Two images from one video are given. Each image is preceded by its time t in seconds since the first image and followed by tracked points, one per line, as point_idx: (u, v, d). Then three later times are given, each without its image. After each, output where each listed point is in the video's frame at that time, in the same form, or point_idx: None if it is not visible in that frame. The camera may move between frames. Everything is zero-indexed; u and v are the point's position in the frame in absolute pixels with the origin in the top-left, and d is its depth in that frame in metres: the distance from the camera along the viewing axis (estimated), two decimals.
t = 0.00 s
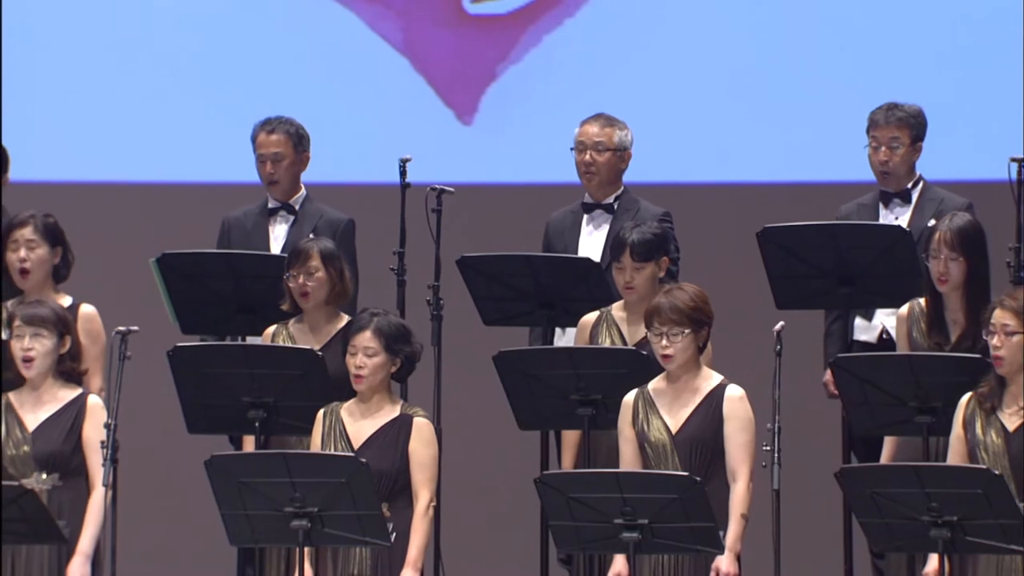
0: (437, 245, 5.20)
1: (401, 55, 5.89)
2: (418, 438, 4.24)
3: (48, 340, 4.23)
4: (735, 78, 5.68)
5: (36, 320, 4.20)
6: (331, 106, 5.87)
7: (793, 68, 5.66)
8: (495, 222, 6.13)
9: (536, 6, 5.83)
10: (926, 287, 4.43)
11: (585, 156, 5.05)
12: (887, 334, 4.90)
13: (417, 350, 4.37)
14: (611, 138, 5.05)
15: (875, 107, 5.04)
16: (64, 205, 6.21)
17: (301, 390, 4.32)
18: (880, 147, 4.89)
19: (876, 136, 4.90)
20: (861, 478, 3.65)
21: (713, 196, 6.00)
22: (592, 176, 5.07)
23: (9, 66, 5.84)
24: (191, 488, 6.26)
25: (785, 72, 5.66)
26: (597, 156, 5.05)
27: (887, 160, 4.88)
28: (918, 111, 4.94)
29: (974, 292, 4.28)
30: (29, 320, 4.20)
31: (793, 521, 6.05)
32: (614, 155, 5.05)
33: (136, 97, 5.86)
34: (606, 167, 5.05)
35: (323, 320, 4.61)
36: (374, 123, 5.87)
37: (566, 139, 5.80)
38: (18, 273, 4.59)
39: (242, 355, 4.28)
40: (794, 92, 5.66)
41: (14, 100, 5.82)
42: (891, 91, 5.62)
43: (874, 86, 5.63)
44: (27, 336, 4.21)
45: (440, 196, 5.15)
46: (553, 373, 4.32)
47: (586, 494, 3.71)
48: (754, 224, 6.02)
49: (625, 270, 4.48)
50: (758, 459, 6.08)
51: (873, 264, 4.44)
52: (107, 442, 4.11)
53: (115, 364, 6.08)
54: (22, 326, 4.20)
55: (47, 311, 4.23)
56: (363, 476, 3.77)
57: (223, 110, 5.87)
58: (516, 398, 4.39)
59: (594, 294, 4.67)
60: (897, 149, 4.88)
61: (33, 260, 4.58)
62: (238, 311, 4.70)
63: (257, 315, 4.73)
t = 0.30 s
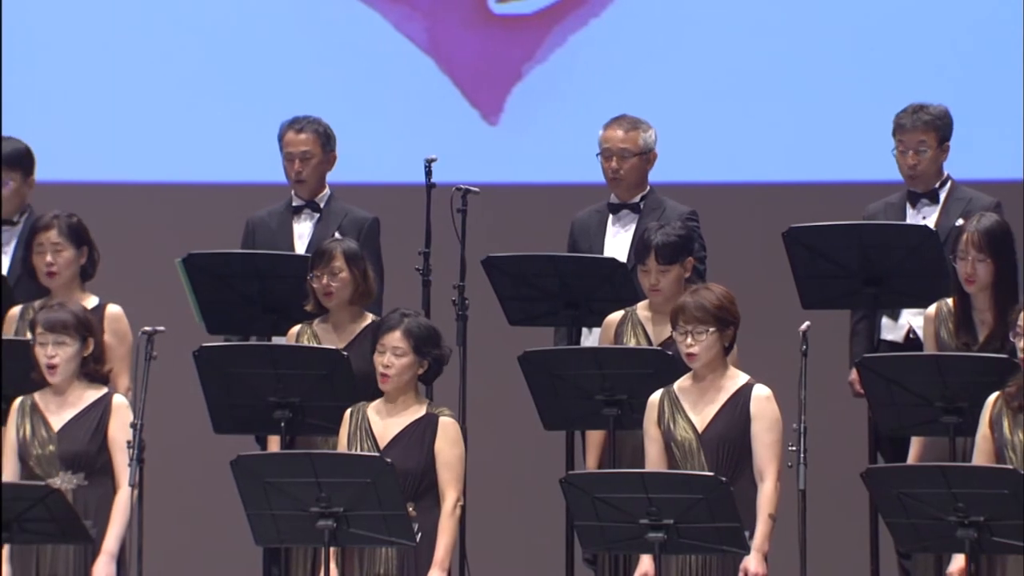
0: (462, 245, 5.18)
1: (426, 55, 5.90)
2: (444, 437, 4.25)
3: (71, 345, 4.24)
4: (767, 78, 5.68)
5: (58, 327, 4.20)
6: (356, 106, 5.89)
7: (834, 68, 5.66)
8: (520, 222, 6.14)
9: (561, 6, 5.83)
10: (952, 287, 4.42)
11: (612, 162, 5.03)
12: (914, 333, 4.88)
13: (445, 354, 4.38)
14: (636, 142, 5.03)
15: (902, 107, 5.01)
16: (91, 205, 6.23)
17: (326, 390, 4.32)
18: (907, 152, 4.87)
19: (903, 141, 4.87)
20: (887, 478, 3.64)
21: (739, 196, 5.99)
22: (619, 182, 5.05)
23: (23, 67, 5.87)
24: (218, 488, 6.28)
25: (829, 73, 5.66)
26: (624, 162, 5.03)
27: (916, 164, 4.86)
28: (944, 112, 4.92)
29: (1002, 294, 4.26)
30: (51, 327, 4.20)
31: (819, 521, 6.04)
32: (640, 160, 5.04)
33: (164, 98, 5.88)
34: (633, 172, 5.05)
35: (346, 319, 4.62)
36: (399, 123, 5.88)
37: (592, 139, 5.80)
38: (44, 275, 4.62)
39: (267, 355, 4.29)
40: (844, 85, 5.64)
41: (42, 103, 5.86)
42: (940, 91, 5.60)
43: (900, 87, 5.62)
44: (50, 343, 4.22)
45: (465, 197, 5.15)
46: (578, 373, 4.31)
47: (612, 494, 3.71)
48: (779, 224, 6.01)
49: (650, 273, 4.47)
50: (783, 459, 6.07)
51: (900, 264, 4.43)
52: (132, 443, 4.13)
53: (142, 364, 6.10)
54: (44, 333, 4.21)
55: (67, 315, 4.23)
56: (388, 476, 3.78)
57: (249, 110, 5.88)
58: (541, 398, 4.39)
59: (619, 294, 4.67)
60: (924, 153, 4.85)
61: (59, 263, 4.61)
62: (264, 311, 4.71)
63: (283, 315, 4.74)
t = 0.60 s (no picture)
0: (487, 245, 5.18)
1: (451, 55, 5.90)
2: (469, 437, 4.26)
3: (96, 345, 4.25)
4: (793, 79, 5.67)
5: (83, 328, 4.22)
6: (381, 106, 5.89)
7: (832, 69, 5.66)
8: (544, 222, 6.13)
9: (586, 6, 5.83)
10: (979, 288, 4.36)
11: (637, 162, 5.02)
12: (940, 334, 4.87)
13: (473, 354, 4.39)
14: (660, 141, 5.03)
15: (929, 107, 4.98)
16: (117, 206, 6.24)
17: (351, 390, 4.33)
18: (933, 154, 4.84)
19: (929, 144, 4.84)
20: (913, 478, 3.63)
21: (764, 196, 5.98)
22: (644, 181, 5.05)
23: (44, 68, 5.89)
24: (242, 487, 6.29)
25: (823, 73, 5.66)
26: (648, 162, 5.02)
27: (942, 167, 4.84)
28: (970, 112, 4.88)
29: None
30: (76, 327, 4.22)
31: (844, 521, 6.02)
32: (664, 159, 5.04)
33: (189, 99, 5.89)
34: (657, 172, 5.04)
35: (370, 319, 4.63)
36: (424, 124, 5.89)
37: (616, 139, 5.80)
38: (70, 275, 4.63)
39: (292, 355, 4.29)
40: (846, 86, 5.63)
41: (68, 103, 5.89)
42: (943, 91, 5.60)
43: (927, 86, 5.61)
44: (75, 343, 4.23)
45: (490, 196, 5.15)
46: (603, 373, 4.31)
47: (636, 494, 3.70)
48: (804, 224, 6.00)
49: (674, 273, 4.46)
50: (808, 459, 6.06)
51: (925, 265, 4.42)
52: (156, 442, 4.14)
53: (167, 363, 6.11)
54: (70, 333, 4.22)
55: (93, 316, 4.24)
56: (413, 476, 3.78)
57: (274, 111, 5.90)
58: (566, 398, 4.39)
59: (644, 294, 4.67)
60: (951, 155, 4.83)
61: (85, 262, 4.62)
62: (288, 311, 4.73)
63: (307, 315, 4.75)
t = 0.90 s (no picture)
0: (512, 246, 5.16)
1: (476, 55, 5.90)
2: (495, 437, 4.26)
3: (123, 345, 4.28)
4: (811, 79, 5.68)
5: (110, 326, 4.25)
6: (406, 106, 5.90)
7: (861, 69, 5.66)
8: (569, 222, 6.13)
9: (611, 6, 5.83)
10: (1005, 288, 4.32)
11: (662, 161, 5.02)
12: (968, 334, 4.85)
13: (498, 353, 4.39)
14: (686, 141, 5.03)
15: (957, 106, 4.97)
16: (145, 206, 6.26)
17: (376, 389, 4.33)
18: (962, 152, 4.82)
19: (958, 142, 4.82)
20: (938, 479, 3.62)
21: (791, 195, 5.96)
22: (669, 181, 5.05)
23: (70, 69, 5.91)
24: (268, 487, 6.31)
25: (826, 71, 5.68)
26: (673, 161, 5.02)
27: (971, 165, 4.81)
28: (1001, 112, 4.86)
29: None
30: (102, 326, 4.25)
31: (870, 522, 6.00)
32: (689, 159, 5.03)
33: (217, 99, 5.91)
34: (683, 171, 5.04)
35: (396, 319, 4.63)
36: (450, 125, 5.89)
37: (641, 139, 5.80)
38: (97, 274, 4.65)
39: (318, 355, 4.30)
40: (847, 86, 5.65)
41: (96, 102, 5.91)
42: (931, 95, 5.63)
43: (958, 87, 5.62)
44: (102, 342, 4.27)
45: (515, 196, 5.15)
46: (628, 373, 4.31)
47: (662, 494, 3.70)
48: (830, 224, 5.99)
49: (699, 272, 4.46)
50: (835, 459, 6.05)
51: (952, 265, 4.41)
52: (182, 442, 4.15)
53: (193, 363, 6.13)
54: (96, 332, 4.26)
55: (120, 315, 4.28)
56: (438, 476, 3.79)
57: (302, 111, 5.91)
58: (591, 398, 4.38)
59: (669, 293, 4.66)
60: (980, 153, 4.81)
61: (112, 261, 4.64)
62: (314, 312, 4.74)
63: (334, 315, 4.76)
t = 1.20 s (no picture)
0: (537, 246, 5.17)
1: (501, 56, 5.91)
2: (519, 437, 4.26)
3: (152, 345, 4.31)
4: (835, 79, 5.68)
5: (138, 326, 4.29)
6: (432, 107, 5.91)
7: (888, 68, 5.66)
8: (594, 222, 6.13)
9: (636, 6, 5.83)
10: None
11: (686, 160, 5.03)
12: (997, 333, 4.84)
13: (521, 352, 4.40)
14: (711, 140, 5.03)
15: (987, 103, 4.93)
16: (172, 206, 6.28)
17: (402, 389, 4.34)
18: (993, 147, 4.79)
19: (989, 137, 4.79)
20: (967, 479, 3.62)
21: (817, 195, 5.95)
22: (694, 181, 5.05)
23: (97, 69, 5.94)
24: (294, 487, 6.32)
25: (852, 71, 5.68)
26: (698, 161, 5.02)
27: (1001, 161, 4.79)
28: None
29: None
30: (131, 326, 4.29)
31: (897, 522, 5.99)
32: (715, 158, 5.03)
33: (244, 100, 5.93)
34: (708, 171, 5.03)
35: (422, 319, 4.65)
36: (476, 127, 5.90)
37: (666, 139, 5.80)
38: (123, 274, 4.67)
39: (343, 356, 4.32)
40: (873, 85, 5.66)
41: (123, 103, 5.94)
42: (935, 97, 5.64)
43: (986, 87, 5.63)
44: (131, 341, 4.29)
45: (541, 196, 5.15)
46: (653, 373, 4.31)
47: (687, 494, 3.70)
48: (856, 224, 5.97)
49: (724, 271, 4.46)
50: (860, 459, 6.03)
51: (980, 265, 4.40)
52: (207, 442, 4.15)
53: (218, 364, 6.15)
54: (126, 331, 4.29)
55: (149, 316, 4.31)
56: (463, 476, 3.80)
57: (329, 111, 5.92)
58: (615, 398, 4.38)
59: (694, 292, 4.66)
60: (1010, 149, 4.78)
61: (138, 261, 4.66)
62: (341, 312, 4.75)
63: (360, 315, 4.77)
